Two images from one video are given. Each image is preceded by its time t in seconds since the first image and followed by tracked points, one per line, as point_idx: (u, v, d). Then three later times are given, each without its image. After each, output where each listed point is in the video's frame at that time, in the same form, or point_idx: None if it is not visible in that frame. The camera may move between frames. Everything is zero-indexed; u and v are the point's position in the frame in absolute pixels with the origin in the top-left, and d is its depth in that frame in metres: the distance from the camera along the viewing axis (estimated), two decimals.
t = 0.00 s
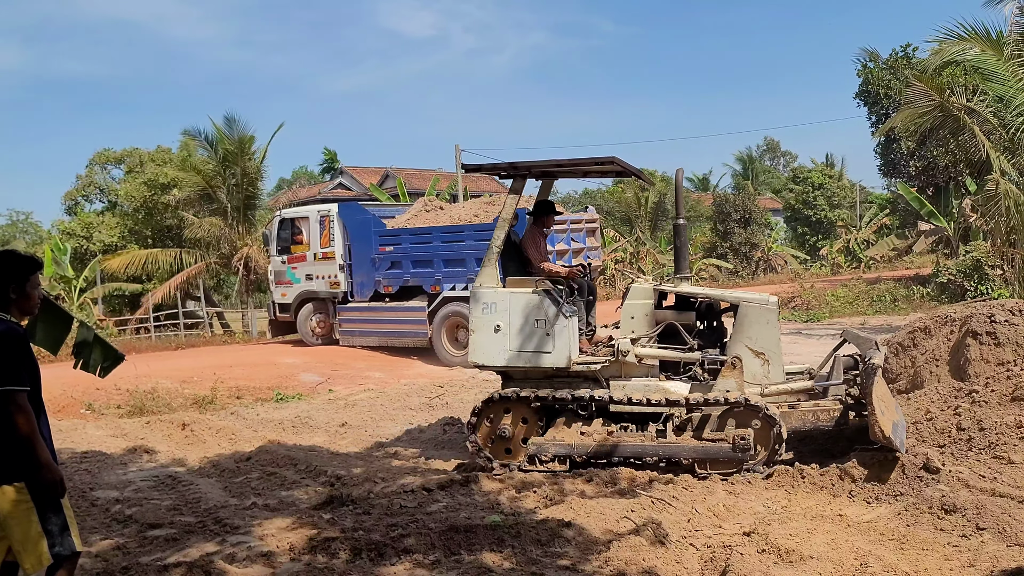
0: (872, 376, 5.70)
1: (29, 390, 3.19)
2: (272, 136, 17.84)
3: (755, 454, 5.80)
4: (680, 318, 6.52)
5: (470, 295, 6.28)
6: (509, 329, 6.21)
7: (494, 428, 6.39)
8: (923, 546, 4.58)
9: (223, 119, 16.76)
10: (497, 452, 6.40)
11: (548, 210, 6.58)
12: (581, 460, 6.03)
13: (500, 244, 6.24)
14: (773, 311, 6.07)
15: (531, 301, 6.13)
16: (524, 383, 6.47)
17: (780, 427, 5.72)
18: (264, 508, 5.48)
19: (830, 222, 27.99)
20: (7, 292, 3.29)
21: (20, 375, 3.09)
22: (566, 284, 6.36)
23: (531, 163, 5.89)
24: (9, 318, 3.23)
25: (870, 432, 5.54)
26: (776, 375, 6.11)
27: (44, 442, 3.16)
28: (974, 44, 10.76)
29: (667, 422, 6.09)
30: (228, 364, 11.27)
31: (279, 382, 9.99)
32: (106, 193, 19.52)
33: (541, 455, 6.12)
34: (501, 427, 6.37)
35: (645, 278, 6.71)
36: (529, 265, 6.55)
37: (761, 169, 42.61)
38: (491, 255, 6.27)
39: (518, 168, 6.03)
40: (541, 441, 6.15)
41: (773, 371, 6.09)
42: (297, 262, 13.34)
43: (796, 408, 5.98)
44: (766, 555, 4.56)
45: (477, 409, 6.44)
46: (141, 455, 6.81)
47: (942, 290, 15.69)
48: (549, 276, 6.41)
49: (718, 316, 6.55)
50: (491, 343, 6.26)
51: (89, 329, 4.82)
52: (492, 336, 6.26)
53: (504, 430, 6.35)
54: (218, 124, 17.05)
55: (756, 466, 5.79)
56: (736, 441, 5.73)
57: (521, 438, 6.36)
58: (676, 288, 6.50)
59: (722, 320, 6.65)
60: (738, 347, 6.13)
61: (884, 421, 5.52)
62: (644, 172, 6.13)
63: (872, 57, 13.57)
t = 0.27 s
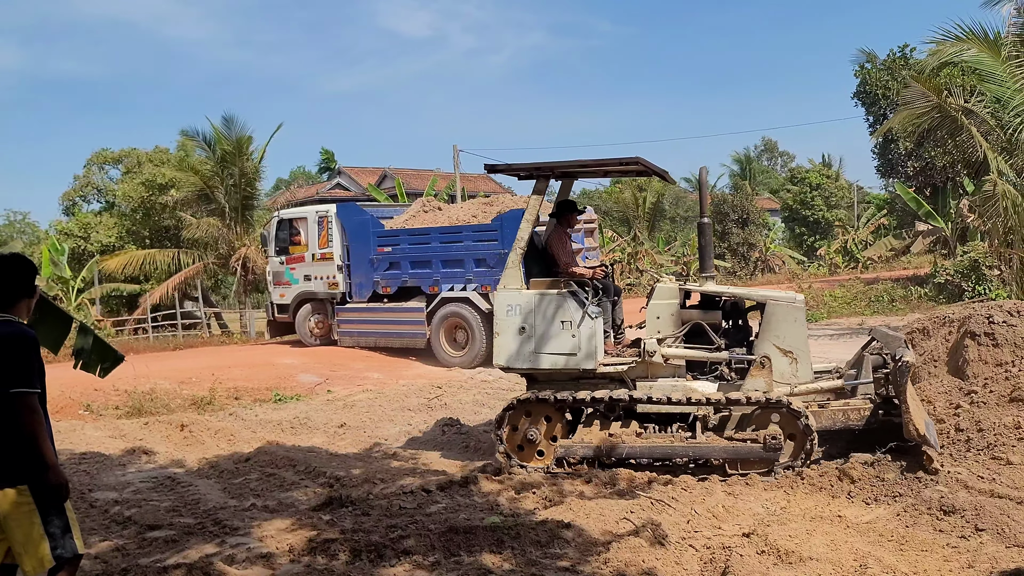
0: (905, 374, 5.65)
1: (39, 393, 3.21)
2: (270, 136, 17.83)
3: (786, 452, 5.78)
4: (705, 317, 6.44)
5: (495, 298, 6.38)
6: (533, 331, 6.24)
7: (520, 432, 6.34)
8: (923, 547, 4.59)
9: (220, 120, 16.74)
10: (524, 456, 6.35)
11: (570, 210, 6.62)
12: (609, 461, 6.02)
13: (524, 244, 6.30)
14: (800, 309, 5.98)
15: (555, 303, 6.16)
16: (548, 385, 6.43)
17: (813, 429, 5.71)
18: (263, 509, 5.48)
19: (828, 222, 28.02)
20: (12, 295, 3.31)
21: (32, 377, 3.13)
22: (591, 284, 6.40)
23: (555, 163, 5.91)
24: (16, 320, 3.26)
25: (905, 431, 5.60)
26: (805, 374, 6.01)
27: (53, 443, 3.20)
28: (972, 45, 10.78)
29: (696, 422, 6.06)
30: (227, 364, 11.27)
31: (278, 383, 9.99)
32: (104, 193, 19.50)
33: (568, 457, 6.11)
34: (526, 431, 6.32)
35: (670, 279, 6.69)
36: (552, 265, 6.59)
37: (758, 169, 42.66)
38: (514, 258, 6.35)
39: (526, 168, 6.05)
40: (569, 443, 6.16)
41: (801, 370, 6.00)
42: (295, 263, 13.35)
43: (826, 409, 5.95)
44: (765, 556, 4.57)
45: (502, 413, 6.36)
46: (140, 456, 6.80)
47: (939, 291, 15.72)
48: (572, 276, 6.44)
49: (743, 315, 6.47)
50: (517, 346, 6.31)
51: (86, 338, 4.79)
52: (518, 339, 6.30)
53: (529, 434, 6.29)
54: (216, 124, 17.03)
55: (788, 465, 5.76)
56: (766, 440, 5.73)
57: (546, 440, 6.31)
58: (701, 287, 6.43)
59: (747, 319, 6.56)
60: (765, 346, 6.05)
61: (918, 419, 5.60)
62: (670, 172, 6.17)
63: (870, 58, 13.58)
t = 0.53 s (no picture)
0: (944, 381, 5.60)
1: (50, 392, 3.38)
2: (268, 136, 17.82)
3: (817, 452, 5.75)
4: (733, 317, 6.36)
5: (522, 297, 6.31)
6: (561, 331, 6.19)
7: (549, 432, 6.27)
8: (923, 547, 4.59)
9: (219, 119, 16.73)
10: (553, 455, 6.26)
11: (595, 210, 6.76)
12: (639, 462, 6.01)
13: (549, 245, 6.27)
14: (830, 307, 5.87)
15: (581, 302, 6.13)
16: (575, 386, 6.39)
17: (844, 424, 5.65)
18: (263, 509, 5.47)
19: (826, 223, 28.03)
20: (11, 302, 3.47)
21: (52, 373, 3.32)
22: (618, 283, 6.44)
23: (582, 162, 5.91)
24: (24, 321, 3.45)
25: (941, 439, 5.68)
26: (836, 373, 5.91)
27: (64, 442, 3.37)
28: (970, 45, 10.80)
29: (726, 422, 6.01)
30: (225, 365, 11.26)
31: (277, 383, 9.98)
32: (102, 193, 19.47)
33: (598, 458, 6.10)
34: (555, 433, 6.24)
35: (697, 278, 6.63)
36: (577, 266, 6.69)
37: (756, 169, 42.72)
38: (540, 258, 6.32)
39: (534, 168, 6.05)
40: (598, 443, 6.17)
41: (831, 369, 5.90)
42: (296, 263, 13.39)
43: (858, 412, 5.88)
44: (766, 556, 4.57)
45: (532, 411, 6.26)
46: (139, 457, 6.79)
47: (938, 291, 15.74)
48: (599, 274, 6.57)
49: (770, 314, 6.36)
50: (543, 346, 6.25)
51: (85, 343, 4.78)
52: (543, 339, 6.25)
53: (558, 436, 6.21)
54: (214, 124, 17.02)
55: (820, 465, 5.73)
56: (798, 440, 5.71)
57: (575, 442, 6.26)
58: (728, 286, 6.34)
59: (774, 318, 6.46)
60: (795, 346, 5.94)
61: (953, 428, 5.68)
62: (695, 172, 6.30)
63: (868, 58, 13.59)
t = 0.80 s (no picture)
0: (974, 379, 5.59)
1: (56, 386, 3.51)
2: (267, 136, 17.81)
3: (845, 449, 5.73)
4: (756, 313, 6.33)
5: (544, 296, 6.30)
6: (583, 329, 6.17)
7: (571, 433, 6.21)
8: (921, 545, 4.59)
9: (217, 119, 16.72)
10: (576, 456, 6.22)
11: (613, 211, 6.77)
12: (665, 460, 5.90)
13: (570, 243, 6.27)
14: (854, 303, 5.86)
15: (604, 300, 6.11)
16: (597, 384, 6.34)
17: (870, 418, 5.65)
18: (260, 508, 5.46)
19: (824, 223, 28.04)
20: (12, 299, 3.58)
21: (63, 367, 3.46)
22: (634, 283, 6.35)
23: (602, 159, 5.90)
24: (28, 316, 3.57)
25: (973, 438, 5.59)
26: (862, 370, 5.89)
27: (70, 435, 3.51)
28: (968, 45, 10.82)
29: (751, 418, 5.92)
30: (223, 364, 11.24)
31: (275, 383, 9.96)
32: (100, 193, 19.45)
33: (623, 457, 5.98)
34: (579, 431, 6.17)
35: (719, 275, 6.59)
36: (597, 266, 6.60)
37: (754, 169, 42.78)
38: (561, 256, 6.32)
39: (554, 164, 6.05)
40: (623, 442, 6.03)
41: (856, 365, 5.90)
42: (300, 262, 13.46)
43: (883, 411, 5.82)
44: (764, 554, 4.56)
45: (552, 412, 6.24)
46: (136, 456, 6.77)
47: (936, 290, 15.75)
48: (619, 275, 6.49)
49: (793, 310, 6.35)
50: (565, 344, 6.21)
51: (81, 344, 4.78)
52: (565, 337, 6.22)
53: (581, 434, 6.15)
54: (212, 124, 17.01)
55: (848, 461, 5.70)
56: (826, 437, 5.65)
57: (599, 440, 6.17)
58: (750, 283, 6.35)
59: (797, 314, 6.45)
60: (819, 342, 5.91)
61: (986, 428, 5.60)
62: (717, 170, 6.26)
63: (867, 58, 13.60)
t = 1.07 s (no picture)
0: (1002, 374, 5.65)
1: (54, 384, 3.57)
2: (265, 135, 17.79)
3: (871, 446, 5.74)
4: (779, 311, 6.31)
5: (564, 295, 6.21)
6: (606, 329, 6.11)
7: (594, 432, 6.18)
8: (919, 544, 4.59)
9: (215, 119, 16.71)
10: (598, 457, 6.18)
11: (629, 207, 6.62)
12: (690, 460, 5.89)
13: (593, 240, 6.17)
14: (877, 299, 5.83)
15: (627, 299, 6.06)
16: (618, 384, 6.32)
17: (897, 416, 5.68)
18: (258, 507, 5.46)
19: (822, 223, 28.04)
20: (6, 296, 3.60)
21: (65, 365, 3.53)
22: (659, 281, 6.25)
23: (624, 155, 5.96)
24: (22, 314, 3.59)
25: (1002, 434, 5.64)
26: (886, 366, 5.86)
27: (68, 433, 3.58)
28: (966, 45, 10.85)
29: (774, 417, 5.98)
30: (221, 364, 11.23)
31: (273, 382, 9.95)
32: (98, 193, 19.42)
33: (648, 457, 5.95)
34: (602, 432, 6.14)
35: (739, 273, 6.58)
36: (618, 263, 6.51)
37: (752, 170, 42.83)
38: (583, 254, 6.19)
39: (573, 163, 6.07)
40: (647, 442, 6.00)
41: (881, 361, 5.86)
42: (306, 262, 13.49)
43: (909, 408, 5.80)
44: (763, 553, 4.56)
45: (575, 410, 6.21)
46: (134, 456, 6.77)
47: (934, 290, 15.77)
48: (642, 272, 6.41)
49: (816, 306, 6.34)
50: (587, 343, 6.15)
51: (78, 344, 4.76)
52: (587, 337, 6.16)
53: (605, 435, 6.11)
54: (211, 124, 17.00)
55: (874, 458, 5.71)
56: (853, 435, 5.67)
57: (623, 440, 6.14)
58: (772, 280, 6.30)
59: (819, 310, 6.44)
60: (843, 340, 5.89)
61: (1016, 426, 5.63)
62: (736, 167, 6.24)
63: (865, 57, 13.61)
